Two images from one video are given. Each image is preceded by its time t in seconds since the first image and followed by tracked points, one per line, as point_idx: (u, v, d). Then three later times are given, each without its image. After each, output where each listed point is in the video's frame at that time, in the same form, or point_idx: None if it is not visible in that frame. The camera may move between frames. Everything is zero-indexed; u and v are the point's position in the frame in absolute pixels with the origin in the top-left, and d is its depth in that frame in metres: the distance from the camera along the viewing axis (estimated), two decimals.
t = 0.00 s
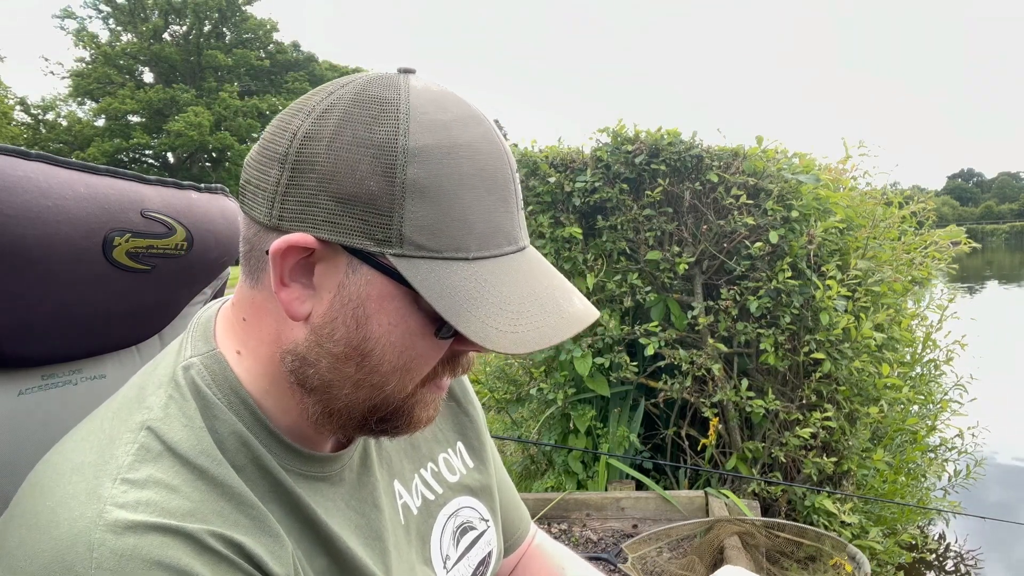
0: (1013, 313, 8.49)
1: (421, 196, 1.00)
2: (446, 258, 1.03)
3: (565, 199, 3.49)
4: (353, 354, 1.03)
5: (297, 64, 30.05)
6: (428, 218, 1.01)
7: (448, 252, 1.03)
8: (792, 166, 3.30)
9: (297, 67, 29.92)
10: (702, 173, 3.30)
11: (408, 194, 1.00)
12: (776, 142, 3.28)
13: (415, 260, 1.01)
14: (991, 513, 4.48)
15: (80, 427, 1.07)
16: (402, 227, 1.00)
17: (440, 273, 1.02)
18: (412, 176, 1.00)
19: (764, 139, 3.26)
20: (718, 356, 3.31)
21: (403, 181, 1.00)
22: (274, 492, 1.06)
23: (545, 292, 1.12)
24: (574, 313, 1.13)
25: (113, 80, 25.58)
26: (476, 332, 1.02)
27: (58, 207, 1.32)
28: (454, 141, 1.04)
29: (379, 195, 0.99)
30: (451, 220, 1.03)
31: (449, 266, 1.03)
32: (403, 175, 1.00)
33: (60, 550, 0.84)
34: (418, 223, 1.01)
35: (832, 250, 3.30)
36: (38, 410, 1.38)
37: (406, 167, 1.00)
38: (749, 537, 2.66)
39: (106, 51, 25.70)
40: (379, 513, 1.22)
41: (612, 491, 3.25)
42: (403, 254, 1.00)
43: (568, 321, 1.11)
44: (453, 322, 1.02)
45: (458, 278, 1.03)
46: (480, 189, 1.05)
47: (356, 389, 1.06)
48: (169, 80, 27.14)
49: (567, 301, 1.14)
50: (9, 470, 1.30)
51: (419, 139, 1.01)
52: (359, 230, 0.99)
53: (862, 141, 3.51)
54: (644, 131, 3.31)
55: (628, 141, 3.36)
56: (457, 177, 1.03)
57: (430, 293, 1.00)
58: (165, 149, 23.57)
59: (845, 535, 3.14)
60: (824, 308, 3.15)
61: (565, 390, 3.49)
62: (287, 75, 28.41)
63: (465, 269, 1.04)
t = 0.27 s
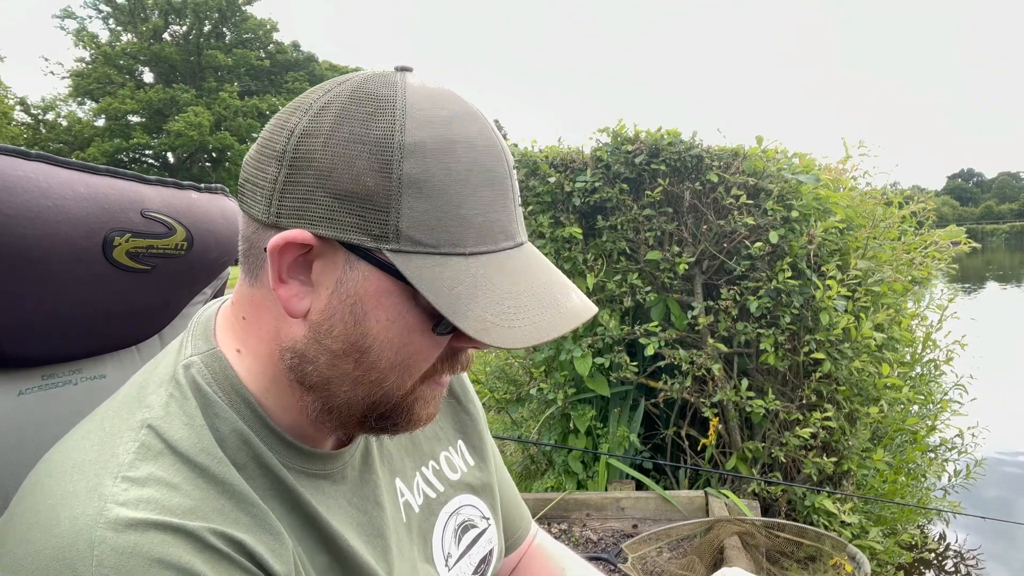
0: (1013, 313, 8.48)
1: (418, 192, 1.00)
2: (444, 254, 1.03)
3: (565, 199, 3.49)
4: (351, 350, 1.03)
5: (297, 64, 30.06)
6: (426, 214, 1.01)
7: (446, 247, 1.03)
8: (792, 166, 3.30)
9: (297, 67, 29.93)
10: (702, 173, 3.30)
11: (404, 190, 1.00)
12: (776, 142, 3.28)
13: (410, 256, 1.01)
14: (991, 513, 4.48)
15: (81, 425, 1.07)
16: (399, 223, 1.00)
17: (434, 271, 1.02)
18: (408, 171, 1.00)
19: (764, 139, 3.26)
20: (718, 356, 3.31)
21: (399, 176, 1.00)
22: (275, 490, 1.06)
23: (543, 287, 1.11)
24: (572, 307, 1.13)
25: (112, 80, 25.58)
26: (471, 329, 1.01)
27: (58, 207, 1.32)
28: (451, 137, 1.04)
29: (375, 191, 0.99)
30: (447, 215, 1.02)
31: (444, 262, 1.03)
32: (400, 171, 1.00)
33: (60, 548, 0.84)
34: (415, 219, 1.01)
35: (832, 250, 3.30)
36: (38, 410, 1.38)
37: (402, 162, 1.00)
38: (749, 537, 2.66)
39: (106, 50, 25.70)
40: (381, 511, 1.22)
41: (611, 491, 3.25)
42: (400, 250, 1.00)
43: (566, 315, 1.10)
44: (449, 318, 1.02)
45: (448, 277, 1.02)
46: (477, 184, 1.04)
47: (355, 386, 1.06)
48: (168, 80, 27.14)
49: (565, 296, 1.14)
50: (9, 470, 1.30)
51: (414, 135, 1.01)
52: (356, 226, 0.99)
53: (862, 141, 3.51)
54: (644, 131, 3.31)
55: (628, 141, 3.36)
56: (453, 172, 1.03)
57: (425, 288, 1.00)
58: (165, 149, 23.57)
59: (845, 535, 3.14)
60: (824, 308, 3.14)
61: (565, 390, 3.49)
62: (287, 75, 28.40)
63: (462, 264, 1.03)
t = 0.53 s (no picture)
0: (1013, 313, 8.48)
1: (416, 189, 1.00)
2: (442, 250, 1.03)
3: (565, 199, 3.49)
4: (350, 348, 1.03)
5: (298, 64, 30.06)
6: (424, 210, 1.01)
7: (442, 243, 1.03)
8: (792, 166, 3.30)
9: (297, 67, 29.93)
10: (702, 173, 3.30)
11: (402, 186, 1.00)
12: (776, 142, 3.28)
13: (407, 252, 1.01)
14: (991, 513, 4.48)
15: (81, 425, 1.07)
16: (398, 219, 1.00)
17: (431, 267, 1.02)
18: (406, 168, 1.00)
19: (764, 139, 3.26)
20: (718, 356, 3.31)
21: (397, 172, 1.00)
22: (276, 489, 1.06)
23: (541, 283, 1.11)
24: (570, 303, 1.12)
25: (113, 80, 25.59)
26: (469, 325, 1.01)
27: (58, 207, 1.32)
28: (449, 133, 1.04)
29: (374, 188, 0.99)
30: (445, 211, 1.03)
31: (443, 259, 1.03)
32: (398, 168, 1.00)
33: (61, 547, 0.84)
34: (413, 215, 1.01)
35: (832, 250, 3.30)
36: (39, 411, 1.38)
37: (400, 159, 1.00)
38: (749, 537, 2.66)
39: (106, 51, 25.72)
40: (381, 510, 1.22)
41: (612, 491, 3.25)
42: (399, 246, 1.00)
43: (565, 311, 1.10)
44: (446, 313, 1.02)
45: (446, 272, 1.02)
46: (474, 181, 1.05)
47: (355, 383, 1.06)
48: (168, 80, 27.14)
49: (563, 292, 1.13)
50: (10, 470, 1.30)
51: (412, 131, 1.01)
52: (355, 223, 0.99)
53: (862, 141, 3.51)
54: (644, 131, 3.31)
55: (628, 141, 3.36)
56: (450, 168, 1.03)
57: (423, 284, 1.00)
58: (165, 149, 23.58)
59: (845, 535, 3.14)
60: (824, 308, 3.14)
61: (565, 390, 3.49)
62: (287, 75, 28.41)
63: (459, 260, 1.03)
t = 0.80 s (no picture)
0: (1013, 313, 8.48)
1: (409, 180, 1.00)
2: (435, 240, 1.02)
3: (565, 199, 3.48)
4: (349, 343, 1.03)
5: (298, 65, 30.05)
6: (416, 202, 1.01)
7: (434, 234, 1.02)
8: (792, 166, 3.30)
9: (297, 67, 29.92)
10: (702, 173, 3.30)
11: (393, 178, 0.99)
12: (776, 141, 3.28)
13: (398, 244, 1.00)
14: (991, 513, 4.48)
15: (82, 424, 1.07)
16: (390, 211, 1.00)
17: (424, 260, 1.01)
18: (399, 159, 1.00)
19: (764, 138, 3.26)
20: (718, 356, 3.31)
21: (388, 163, 0.99)
22: (276, 490, 1.06)
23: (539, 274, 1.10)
24: (569, 294, 1.12)
25: (113, 80, 25.60)
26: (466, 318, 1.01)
27: (58, 207, 1.32)
28: (443, 124, 1.04)
29: (366, 180, 0.99)
30: (438, 202, 1.02)
31: (437, 250, 1.02)
32: (390, 160, 0.99)
33: (61, 547, 0.84)
34: (405, 206, 1.00)
35: (832, 250, 3.30)
36: (38, 410, 1.38)
37: (392, 150, 1.00)
38: (749, 537, 2.65)
39: (106, 51, 25.72)
40: (381, 511, 1.22)
41: (611, 491, 3.25)
42: (391, 238, 1.00)
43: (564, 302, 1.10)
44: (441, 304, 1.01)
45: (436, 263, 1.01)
46: (467, 170, 1.04)
47: (355, 378, 1.06)
48: (168, 80, 27.14)
49: (563, 283, 1.13)
50: (10, 469, 1.30)
51: (404, 122, 1.01)
52: (347, 215, 0.99)
53: (862, 141, 3.51)
54: (644, 131, 3.31)
55: (628, 141, 3.36)
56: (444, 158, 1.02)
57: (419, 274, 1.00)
58: (165, 149, 23.59)
59: (845, 535, 3.14)
60: (824, 308, 3.14)
61: (565, 390, 3.49)
62: (287, 75, 28.41)
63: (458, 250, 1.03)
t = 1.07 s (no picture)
0: (1014, 313, 8.47)
1: (275, 104, 1.11)
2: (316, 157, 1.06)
3: (565, 199, 3.48)
4: (253, 281, 1.08)
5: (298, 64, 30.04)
6: (280, 117, 1.11)
7: (297, 137, 1.09)
8: (792, 166, 3.31)
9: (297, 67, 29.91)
10: (702, 173, 3.31)
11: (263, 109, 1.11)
12: (776, 141, 3.28)
13: (268, 159, 1.09)
14: (991, 514, 4.48)
15: (88, 417, 1.07)
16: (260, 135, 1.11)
17: (284, 159, 1.08)
18: (265, 93, 1.13)
19: (764, 138, 3.26)
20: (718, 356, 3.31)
21: (260, 100, 1.13)
22: (281, 485, 1.06)
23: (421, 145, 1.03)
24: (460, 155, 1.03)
25: (113, 80, 25.60)
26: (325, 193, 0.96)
27: (58, 207, 1.32)
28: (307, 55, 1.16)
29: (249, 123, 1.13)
30: (299, 112, 1.11)
31: (295, 149, 1.09)
32: (260, 95, 1.12)
33: (71, 536, 0.83)
34: (271, 125, 1.10)
35: (832, 250, 3.30)
36: (39, 410, 1.38)
37: (260, 88, 1.13)
38: (749, 537, 2.65)
39: (106, 50, 25.72)
40: (385, 510, 1.22)
41: (611, 491, 3.25)
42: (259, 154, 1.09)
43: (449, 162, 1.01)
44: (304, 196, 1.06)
45: (297, 161, 1.08)
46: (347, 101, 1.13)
47: (265, 323, 1.07)
48: (168, 80, 27.14)
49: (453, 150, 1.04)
50: (11, 470, 1.30)
51: (281, 75, 1.12)
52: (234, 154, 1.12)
53: (862, 141, 3.51)
54: (644, 131, 3.31)
55: (628, 141, 3.36)
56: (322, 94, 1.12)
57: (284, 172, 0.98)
58: (165, 148, 23.59)
59: (845, 534, 3.14)
60: (824, 308, 3.14)
61: (565, 390, 3.49)
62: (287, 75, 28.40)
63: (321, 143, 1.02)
